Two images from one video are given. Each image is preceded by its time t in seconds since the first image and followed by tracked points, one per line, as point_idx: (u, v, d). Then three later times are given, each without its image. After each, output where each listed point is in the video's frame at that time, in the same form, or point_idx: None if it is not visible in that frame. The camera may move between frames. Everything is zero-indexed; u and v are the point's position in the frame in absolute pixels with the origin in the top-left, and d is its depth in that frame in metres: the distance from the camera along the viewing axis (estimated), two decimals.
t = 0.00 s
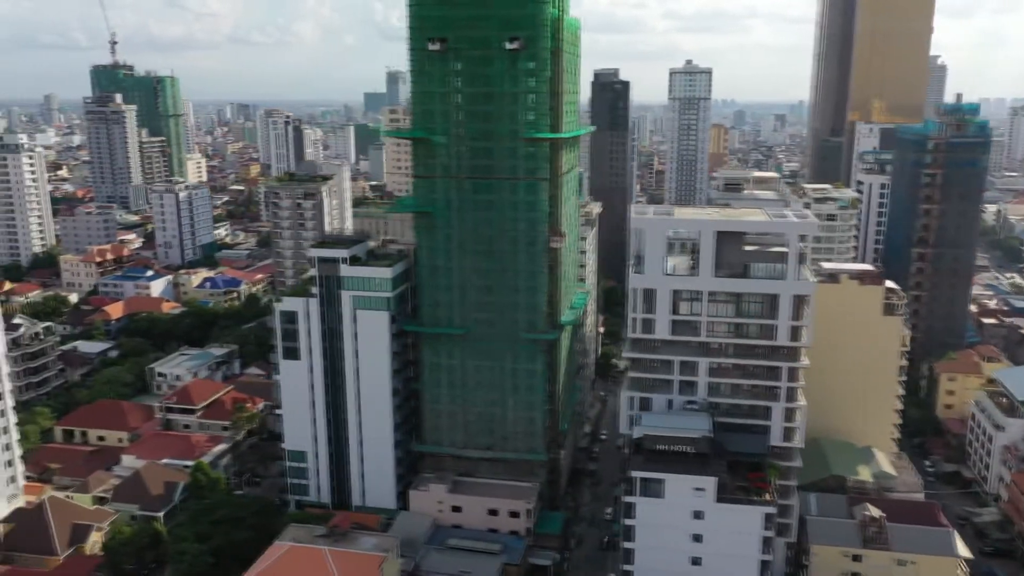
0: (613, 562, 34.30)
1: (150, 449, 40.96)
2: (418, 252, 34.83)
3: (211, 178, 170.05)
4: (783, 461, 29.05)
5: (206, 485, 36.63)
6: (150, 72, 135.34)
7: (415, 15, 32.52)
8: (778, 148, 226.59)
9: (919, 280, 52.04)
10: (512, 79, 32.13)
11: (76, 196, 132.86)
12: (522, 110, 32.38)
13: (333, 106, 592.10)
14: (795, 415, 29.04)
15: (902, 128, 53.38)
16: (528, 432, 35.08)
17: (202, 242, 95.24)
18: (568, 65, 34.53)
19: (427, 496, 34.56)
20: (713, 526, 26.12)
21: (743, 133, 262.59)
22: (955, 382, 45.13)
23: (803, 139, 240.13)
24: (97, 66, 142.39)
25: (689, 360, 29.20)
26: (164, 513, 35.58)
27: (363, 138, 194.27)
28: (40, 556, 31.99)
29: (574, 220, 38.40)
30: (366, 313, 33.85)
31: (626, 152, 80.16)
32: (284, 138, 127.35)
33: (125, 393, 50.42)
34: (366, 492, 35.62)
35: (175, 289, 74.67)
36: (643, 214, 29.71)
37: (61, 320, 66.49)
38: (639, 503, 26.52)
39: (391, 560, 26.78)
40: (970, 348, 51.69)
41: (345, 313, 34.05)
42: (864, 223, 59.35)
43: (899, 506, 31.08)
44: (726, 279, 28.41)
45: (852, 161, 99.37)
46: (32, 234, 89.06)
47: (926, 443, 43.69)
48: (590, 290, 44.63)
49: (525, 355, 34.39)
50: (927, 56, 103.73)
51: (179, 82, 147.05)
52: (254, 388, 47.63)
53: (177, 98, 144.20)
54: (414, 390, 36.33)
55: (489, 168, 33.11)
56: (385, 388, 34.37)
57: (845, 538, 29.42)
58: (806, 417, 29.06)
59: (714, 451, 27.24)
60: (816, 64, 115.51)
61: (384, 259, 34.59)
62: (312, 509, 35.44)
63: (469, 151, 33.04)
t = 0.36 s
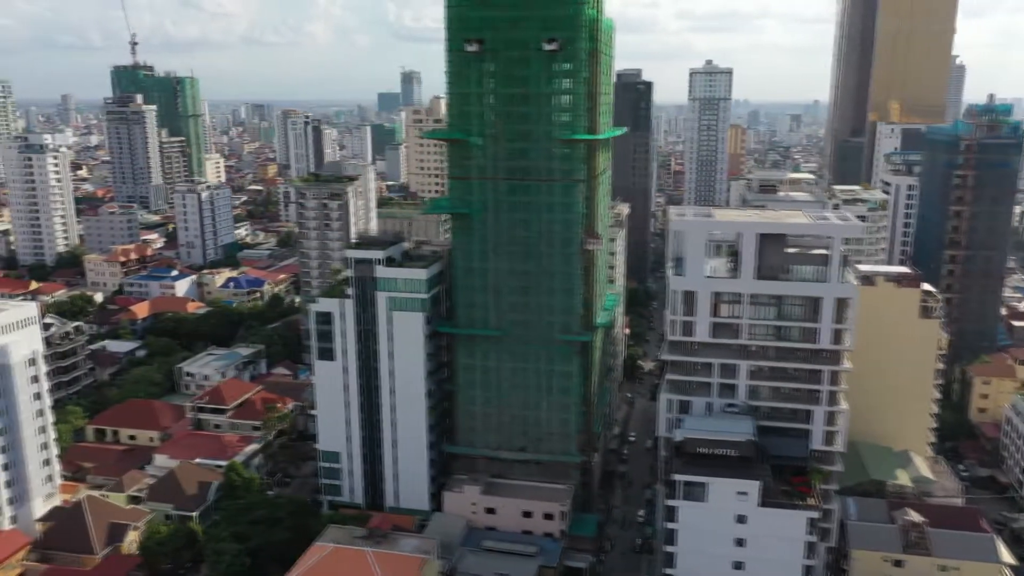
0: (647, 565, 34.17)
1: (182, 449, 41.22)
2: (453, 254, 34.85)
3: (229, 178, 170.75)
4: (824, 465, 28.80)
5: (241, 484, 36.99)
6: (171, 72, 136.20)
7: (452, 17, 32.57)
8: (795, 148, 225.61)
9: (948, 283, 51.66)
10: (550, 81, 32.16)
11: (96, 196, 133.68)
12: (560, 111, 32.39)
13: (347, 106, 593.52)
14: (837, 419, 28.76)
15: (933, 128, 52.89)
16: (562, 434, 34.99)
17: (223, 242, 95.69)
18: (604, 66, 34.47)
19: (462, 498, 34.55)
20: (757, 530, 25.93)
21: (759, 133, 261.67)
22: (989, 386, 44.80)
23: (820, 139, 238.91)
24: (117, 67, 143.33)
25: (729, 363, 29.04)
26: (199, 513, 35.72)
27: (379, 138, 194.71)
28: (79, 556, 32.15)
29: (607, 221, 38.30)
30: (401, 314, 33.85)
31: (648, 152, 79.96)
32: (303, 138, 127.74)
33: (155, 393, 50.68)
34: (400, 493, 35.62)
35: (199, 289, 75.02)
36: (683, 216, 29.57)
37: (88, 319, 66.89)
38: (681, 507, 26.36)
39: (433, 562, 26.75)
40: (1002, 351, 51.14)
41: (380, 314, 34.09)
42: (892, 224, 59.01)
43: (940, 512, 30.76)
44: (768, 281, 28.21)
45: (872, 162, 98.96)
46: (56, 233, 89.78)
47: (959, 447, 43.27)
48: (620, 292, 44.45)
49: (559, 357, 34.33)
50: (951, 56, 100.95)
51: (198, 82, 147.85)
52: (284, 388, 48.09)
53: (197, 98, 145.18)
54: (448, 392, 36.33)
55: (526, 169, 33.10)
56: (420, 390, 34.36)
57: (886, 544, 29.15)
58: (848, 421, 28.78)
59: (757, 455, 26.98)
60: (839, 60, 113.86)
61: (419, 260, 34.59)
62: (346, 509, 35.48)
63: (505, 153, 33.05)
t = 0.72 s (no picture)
0: (681, 569, 34.04)
1: (214, 449, 41.37)
2: (487, 256, 34.83)
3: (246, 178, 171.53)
4: (865, 470, 28.62)
5: (273, 485, 37.05)
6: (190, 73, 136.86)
7: (488, 18, 32.56)
8: (810, 149, 224.63)
9: (978, 285, 51.32)
10: (587, 83, 32.10)
11: (116, 195, 134.44)
12: (597, 113, 32.29)
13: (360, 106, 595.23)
14: (878, 423, 28.59)
15: (965, 130, 52.62)
16: (597, 436, 34.95)
17: (244, 242, 96.09)
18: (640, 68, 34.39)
19: (495, 500, 34.57)
20: (800, 535, 25.78)
21: (774, 133, 260.76)
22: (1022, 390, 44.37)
23: (836, 139, 237.78)
24: (137, 68, 144.12)
25: (769, 366, 28.88)
26: (233, 513, 35.89)
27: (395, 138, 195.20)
28: (117, 555, 32.33)
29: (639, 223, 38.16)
30: (436, 316, 33.87)
31: (670, 153, 79.73)
32: (322, 138, 128.15)
33: (183, 393, 50.90)
34: (433, 494, 35.62)
35: (222, 289, 75.31)
36: (723, 219, 29.45)
37: (113, 318, 67.24)
38: (723, 511, 26.21)
39: (474, 565, 26.73)
40: None
41: (415, 316, 34.09)
42: (920, 226, 58.64)
43: (981, 518, 30.47)
44: (810, 285, 28.04)
45: (892, 164, 98.31)
46: (78, 233, 90.41)
47: (992, 451, 42.86)
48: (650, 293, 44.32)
49: (594, 359, 34.29)
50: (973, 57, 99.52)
51: (216, 82, 148.59)
52: (312, 389, 48.03)
53: (215, 99, 145.90)
54: (481, 393, 36.32)
55: (562, 171, 33.06)
56: (454, 392, 34.37)
57: (927, 549, 28.91)
58: (889, 426, 28.60)
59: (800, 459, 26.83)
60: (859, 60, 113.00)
61: (453, 262, 34.57)
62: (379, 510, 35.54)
63: (541, 155, 33.04)
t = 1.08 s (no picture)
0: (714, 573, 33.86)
1: (243, 450, 41.44)
2: (520, 259, 34.80)
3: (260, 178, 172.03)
4: (905, 475, 28.45)
5: (303, 487, 37.10)
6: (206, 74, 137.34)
7: (523, 21, 32.68)
8: (824, 149, 223.63)
9: (1006, 288, 50.97)
10: (622, 86, 32.16)
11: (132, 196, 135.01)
12: (633, 116, 32.30)
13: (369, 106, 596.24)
14: (918, 428, 28.43)
15: (994, 132, 52.46)
16: (628, 440, 34.87)
17: (261, 243, 96.30)
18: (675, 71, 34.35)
19: (527, 503, 34.49)
20: (842, 541, 25.62)
21: (786, 133, 259.75)
22: None
23: (849, 140, 237.10)
24: (153, 69, 144.59)
25: (808, 371, 28.74)
26: (264, 515, 35.96)
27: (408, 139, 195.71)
28: (151, 557, 32.45)
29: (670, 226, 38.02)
30: (469, 318, 33.85)
31: (689, 154, 79.51)
32: (337, 139, 128.37)
33: (209, 394, 51.04)
34: (463, 497, 35.58)
35: (242, 289, 75.52)
36: (761, 223, 29.37)
37: (135, 319, 67.54)
38: (764, 517, 26.07)
39: (512, 569, 26.72)
40: None
41: (447, 318, 34.07)
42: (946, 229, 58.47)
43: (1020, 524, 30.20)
44: (850, 289, 27.88)
45: (910, 166, 97.64)
46: (98, 233, 90.86)
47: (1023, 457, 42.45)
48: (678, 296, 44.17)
49: (626, 362, 34.21)
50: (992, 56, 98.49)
51: (232, 83, 149.10)
52: (337, 390, 48.07)
53: (230, 99, 146.41)
54: (512, 396, 36.27)
55: (596, 174, 33.03)
56: (487, 394, 34.34)
57: (966, 556, 28.68)
58: (929, 431, 28.43)
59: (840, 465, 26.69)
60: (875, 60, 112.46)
61: (486, 265, 34.52)
62: (411, 513, 35.54)
63: (575, 158, 33.07)
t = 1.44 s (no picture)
0: None
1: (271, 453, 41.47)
2: (552, 263, 34.69)
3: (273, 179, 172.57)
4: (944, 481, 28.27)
5: (333, 490, 37.13)
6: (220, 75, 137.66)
7: (557, 25, 32.62)
8: (836, 150, 222.89)
9: None
10: (657, 90, 32.04)
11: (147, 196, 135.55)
12: (667, 120, 32.17)
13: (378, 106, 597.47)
14: (957, 435, 28.23)
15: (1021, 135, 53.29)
16: (660, 444, 34.77)
17: (278, 244, 96.52)
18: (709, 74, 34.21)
19: (559, 507, 34.42)
20: (884, 548, 25.48)
21: (798, 134, 259.04)
22: None
23: (861, 140, 236.24)
24: (167, 70, 144.81)
25: (846, 376, 28.59)
26: (294, 517, 35.99)
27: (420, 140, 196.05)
28: (184, 560, 32.52)
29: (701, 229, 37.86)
30: (501, 322, 33.82)
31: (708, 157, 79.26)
32: (352, 140, 128.56)
33: (233, 395, 51.15)
34: (494, 501, 35.54)
35: (261, 291, 75.71)
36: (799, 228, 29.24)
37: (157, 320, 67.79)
38: (804, 523, 25.97)
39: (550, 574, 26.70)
40: None
41: (480, 322, 34.05)
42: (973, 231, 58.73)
43: None
44: (890, 294, 27.72)
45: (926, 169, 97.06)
46: (116, 235, 91.33)
47: None
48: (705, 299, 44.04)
49: (659, 367, 34.09)
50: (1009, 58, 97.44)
51: (246, 84, 149.44)
52: (363, 393, 48.07)
53: (244, 100, 146.76)
54: (543, 400, 36.20)
55: (629, 178, 32.87)
56: (519, 398, 34.30)
57: (1006, 564, 28.44)
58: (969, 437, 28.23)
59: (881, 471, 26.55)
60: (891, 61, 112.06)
61: (518, 268, 34.50)
62: (441, 516, 35.52)
63: (608, 162, 32.93)
